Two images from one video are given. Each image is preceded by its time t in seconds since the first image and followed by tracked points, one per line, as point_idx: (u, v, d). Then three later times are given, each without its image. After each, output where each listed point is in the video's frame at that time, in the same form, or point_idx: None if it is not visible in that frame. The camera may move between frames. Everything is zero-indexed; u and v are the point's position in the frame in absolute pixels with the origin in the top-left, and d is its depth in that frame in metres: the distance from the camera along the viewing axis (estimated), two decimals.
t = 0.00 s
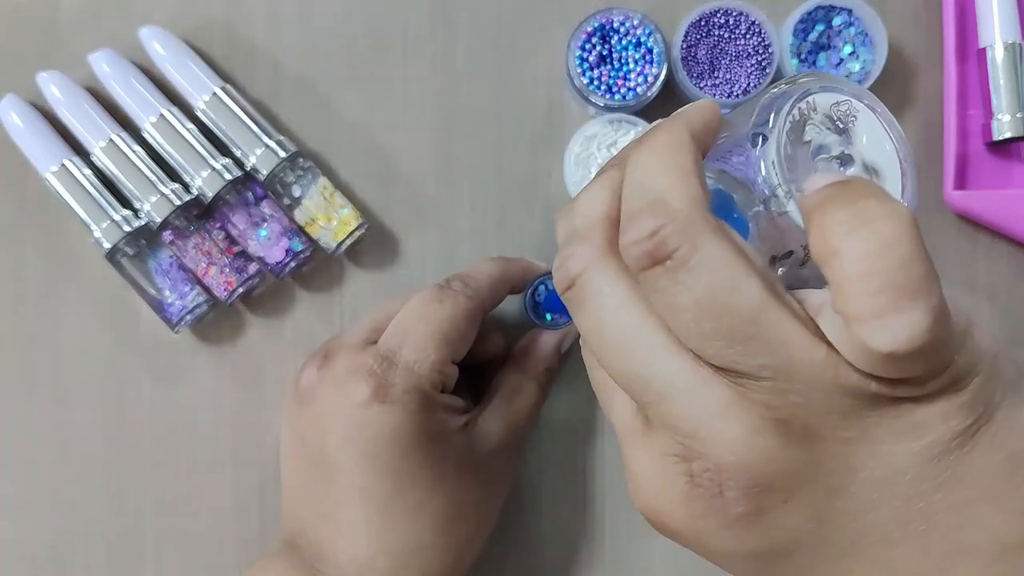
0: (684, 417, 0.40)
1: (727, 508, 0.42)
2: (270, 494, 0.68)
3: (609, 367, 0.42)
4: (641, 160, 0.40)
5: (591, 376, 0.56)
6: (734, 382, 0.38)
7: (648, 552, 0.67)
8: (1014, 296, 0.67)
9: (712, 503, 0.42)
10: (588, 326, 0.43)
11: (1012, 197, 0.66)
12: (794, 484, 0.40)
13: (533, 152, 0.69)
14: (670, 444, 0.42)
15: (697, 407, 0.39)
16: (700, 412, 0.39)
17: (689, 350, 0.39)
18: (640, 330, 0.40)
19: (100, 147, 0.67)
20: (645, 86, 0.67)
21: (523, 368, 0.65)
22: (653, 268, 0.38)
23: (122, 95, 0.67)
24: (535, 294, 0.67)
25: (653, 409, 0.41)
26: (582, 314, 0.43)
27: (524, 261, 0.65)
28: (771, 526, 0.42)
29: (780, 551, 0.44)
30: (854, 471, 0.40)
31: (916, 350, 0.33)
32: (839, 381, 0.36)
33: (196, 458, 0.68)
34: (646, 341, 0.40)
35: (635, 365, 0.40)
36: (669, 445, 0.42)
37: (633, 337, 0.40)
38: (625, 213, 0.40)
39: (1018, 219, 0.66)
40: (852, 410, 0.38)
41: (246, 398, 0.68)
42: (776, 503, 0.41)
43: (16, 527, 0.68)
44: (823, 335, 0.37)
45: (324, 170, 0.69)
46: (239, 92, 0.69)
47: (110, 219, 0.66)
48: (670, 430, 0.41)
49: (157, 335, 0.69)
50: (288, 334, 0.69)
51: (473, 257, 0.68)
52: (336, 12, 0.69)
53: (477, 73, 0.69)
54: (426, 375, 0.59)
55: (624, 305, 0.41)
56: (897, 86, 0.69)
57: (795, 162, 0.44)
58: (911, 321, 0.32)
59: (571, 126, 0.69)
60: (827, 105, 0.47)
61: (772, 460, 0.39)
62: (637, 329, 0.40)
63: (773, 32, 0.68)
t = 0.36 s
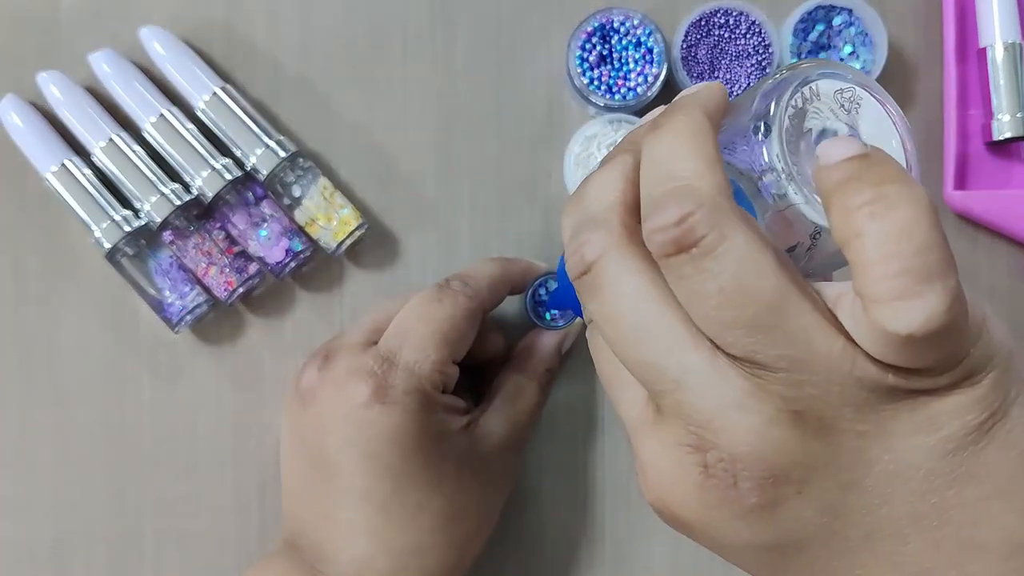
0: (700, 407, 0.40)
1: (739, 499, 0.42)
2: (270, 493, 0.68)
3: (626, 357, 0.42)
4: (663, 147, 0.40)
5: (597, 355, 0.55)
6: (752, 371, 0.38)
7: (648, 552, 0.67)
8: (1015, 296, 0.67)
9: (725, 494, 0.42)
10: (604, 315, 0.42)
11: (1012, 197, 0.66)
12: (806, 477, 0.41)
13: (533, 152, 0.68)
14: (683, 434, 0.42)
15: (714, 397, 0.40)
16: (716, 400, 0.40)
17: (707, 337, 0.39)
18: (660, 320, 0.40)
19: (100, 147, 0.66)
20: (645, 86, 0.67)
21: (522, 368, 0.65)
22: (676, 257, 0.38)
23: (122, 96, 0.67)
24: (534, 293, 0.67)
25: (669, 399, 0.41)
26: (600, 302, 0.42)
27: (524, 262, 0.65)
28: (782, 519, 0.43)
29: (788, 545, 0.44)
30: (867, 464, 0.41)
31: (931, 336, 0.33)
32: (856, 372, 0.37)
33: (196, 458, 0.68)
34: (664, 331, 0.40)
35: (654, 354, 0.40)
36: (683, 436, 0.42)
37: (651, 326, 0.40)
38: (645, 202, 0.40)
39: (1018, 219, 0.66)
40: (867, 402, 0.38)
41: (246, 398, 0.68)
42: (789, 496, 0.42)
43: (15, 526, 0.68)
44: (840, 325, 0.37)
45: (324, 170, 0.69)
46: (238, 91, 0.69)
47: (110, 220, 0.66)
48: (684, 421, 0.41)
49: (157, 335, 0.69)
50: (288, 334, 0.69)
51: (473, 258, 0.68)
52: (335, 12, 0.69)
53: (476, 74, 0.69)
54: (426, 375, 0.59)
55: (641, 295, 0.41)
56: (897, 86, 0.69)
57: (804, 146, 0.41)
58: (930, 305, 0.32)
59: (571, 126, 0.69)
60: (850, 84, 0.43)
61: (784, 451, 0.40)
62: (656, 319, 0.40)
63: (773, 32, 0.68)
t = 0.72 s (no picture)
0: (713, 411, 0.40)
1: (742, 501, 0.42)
2: (270, 492, 0.68)
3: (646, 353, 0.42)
4: (692, 143, 0.39)
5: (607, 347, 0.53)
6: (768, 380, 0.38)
7: (649, 552, 0.67)
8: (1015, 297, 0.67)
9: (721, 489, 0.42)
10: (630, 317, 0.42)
11: (1012, 197, 0.66)
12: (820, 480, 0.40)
13: (533, 151, 0.68)
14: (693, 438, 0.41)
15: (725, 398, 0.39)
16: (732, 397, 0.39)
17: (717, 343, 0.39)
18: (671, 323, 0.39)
19: (100, 147, 0.66)
20: (645, 86, 0.67)
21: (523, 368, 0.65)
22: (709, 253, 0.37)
23: (123, 96, 0.67)
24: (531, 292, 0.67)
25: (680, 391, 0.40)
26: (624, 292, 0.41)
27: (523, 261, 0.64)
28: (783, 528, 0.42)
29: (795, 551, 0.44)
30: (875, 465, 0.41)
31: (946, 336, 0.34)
32: (876, 373, 0.37)
33: (196, 458, 0.68)
34: (693, 328, 0.39)
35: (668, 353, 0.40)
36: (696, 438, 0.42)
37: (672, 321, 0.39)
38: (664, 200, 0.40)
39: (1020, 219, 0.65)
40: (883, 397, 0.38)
41: (246, 398, 0.68)
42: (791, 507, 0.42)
43: (16, 526, 0.68)
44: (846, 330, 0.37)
45: (324, 169, 0.69)
46: (238, 91, 0.69)
47: (110, 220, 0.66)
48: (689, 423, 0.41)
49: (157, 335, 0.69)
50: (288, 333, 0.69)
51: (473, 258, 0.68)
52: (335, 12, 0.69)
53: (476, 74, 0.69)
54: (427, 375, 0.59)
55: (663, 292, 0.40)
56: (897, 86, 0.69)
57: (821, 146, 0.40)
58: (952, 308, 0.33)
59: (571, 126, 0.69)
60: (866, 85, 0.42)
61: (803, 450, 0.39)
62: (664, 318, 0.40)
63: (773, 32, 0.68)
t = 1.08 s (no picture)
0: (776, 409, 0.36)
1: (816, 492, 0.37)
2: (269, 492, 0.67)
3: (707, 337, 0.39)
4: (827, 92, 0.36)
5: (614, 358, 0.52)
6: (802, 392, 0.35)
7: (647, 552, 0.67)
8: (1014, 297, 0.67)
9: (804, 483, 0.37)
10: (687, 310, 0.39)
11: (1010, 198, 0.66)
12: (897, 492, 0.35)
13: (532, 151, 0.69)
14: (820, 384, 0.34)
15: (800, 390, 0.34)
16: (867, 342, 0.33)
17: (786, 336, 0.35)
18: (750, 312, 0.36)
19: (100, 147, 0.66)
20: (644, 86, 0.67)
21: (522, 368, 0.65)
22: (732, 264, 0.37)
23: (123, 95, 0.67)
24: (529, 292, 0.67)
25: (748, 382, 0.36)
26: (752, 224, 0.35)
27: (520, 259, 0.65)
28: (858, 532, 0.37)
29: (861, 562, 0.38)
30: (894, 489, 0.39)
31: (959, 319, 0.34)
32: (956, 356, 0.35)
33: (196, 456, 0.68)
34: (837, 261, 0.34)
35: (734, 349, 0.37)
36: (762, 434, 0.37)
37: (781, 265, 0.35)
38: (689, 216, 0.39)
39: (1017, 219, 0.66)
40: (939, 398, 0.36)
41: (245, 397, 0.68)
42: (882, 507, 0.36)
43: (16, 526, 0.68)
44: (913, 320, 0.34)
45: (324, 169, 0.69)
46: (238, 91, 0.69)
47: (110, 219, 0.66)
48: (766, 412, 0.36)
49: (157, 335, 0.69)
50: (287, 333, 0.69)
51: (472, 258, 0.68)
52: (336, 12, 0.70)
53: (476, 74, 0.69)
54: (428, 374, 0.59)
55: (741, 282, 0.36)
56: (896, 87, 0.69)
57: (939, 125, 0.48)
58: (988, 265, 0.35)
59: (570, 126, 0.69)
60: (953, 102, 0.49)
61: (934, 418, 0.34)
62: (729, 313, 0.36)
63: (772, 32, 0.68)
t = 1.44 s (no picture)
0: (711, 426, 0.39)
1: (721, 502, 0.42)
2: (269, 493, 0.67)
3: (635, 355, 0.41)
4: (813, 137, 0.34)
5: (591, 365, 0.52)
6: (759, 401, 0.37)
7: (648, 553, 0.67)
8: (1015, 298, 0.67)
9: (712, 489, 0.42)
10: (624, 319, 0.41)
11: (1009, 197, 0.66)
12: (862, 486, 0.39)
13: (532, 151, 0.69)
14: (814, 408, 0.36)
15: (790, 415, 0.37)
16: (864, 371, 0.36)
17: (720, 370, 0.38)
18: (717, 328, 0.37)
19: (100, 147, 0.67)
20: (644, 86, 0.67)
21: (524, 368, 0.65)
22: (696, 286, 0.37)
23: (122, 95, 0.67)
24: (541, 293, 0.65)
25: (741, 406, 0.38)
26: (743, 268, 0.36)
27: (537, 258, 0.65)
28: (754, 531, 0.43)
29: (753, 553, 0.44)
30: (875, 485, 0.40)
31: (933, 353, 0.33)
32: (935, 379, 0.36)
33: (196, 457, 0.68)
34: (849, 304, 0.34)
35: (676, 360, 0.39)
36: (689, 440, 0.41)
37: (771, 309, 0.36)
38: (675, 217, 0.38)
39: (1016, 219, 0.66)
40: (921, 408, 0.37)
41: (245, 398, 0.68)
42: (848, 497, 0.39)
43: (16, 527, 0.68)
44: (847, 361, 0.36)
45: (323, 170, 0.69)
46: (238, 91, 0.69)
47: (110, 219, 0.66)
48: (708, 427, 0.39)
49: (157, 335, 0.69)
50: (287, 334, 0.69)
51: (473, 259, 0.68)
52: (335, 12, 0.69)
53: (476, 74, 0.69)
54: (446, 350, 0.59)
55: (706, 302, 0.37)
56: (897, 87, 0.69)
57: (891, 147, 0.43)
58: (927, 323, 0.32)
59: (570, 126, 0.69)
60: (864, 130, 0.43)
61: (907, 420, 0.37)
62: (694, 327, 0.38)
63: (772, 32, 0.68)
